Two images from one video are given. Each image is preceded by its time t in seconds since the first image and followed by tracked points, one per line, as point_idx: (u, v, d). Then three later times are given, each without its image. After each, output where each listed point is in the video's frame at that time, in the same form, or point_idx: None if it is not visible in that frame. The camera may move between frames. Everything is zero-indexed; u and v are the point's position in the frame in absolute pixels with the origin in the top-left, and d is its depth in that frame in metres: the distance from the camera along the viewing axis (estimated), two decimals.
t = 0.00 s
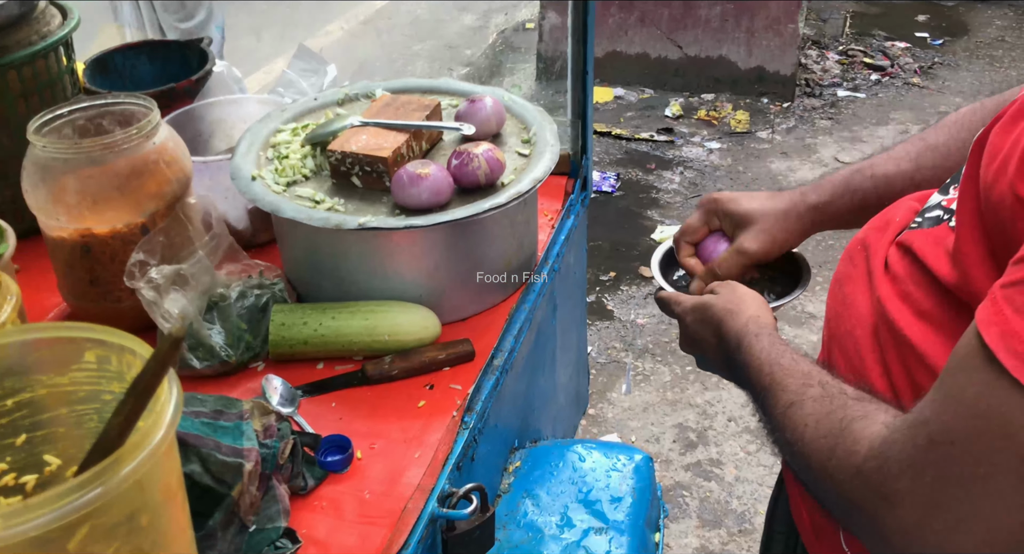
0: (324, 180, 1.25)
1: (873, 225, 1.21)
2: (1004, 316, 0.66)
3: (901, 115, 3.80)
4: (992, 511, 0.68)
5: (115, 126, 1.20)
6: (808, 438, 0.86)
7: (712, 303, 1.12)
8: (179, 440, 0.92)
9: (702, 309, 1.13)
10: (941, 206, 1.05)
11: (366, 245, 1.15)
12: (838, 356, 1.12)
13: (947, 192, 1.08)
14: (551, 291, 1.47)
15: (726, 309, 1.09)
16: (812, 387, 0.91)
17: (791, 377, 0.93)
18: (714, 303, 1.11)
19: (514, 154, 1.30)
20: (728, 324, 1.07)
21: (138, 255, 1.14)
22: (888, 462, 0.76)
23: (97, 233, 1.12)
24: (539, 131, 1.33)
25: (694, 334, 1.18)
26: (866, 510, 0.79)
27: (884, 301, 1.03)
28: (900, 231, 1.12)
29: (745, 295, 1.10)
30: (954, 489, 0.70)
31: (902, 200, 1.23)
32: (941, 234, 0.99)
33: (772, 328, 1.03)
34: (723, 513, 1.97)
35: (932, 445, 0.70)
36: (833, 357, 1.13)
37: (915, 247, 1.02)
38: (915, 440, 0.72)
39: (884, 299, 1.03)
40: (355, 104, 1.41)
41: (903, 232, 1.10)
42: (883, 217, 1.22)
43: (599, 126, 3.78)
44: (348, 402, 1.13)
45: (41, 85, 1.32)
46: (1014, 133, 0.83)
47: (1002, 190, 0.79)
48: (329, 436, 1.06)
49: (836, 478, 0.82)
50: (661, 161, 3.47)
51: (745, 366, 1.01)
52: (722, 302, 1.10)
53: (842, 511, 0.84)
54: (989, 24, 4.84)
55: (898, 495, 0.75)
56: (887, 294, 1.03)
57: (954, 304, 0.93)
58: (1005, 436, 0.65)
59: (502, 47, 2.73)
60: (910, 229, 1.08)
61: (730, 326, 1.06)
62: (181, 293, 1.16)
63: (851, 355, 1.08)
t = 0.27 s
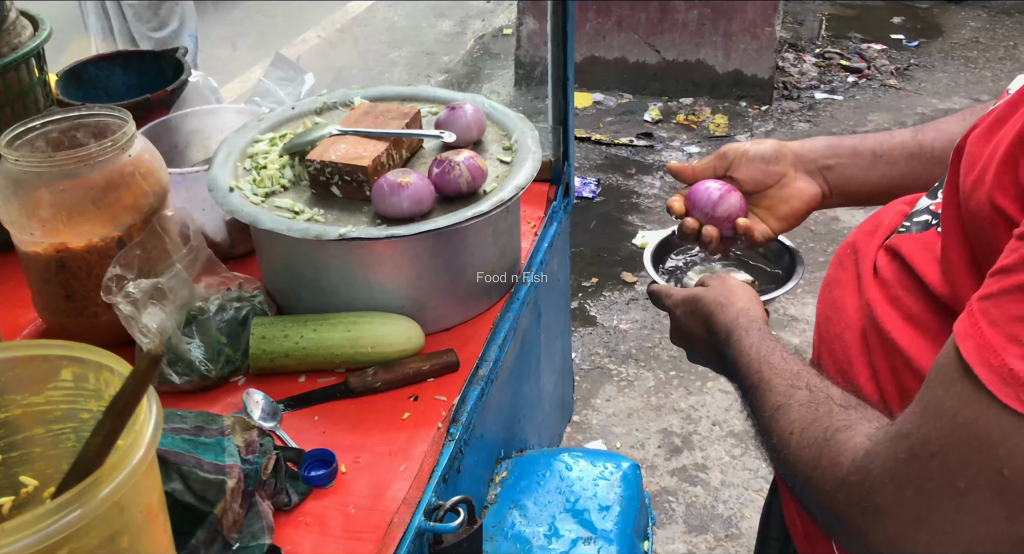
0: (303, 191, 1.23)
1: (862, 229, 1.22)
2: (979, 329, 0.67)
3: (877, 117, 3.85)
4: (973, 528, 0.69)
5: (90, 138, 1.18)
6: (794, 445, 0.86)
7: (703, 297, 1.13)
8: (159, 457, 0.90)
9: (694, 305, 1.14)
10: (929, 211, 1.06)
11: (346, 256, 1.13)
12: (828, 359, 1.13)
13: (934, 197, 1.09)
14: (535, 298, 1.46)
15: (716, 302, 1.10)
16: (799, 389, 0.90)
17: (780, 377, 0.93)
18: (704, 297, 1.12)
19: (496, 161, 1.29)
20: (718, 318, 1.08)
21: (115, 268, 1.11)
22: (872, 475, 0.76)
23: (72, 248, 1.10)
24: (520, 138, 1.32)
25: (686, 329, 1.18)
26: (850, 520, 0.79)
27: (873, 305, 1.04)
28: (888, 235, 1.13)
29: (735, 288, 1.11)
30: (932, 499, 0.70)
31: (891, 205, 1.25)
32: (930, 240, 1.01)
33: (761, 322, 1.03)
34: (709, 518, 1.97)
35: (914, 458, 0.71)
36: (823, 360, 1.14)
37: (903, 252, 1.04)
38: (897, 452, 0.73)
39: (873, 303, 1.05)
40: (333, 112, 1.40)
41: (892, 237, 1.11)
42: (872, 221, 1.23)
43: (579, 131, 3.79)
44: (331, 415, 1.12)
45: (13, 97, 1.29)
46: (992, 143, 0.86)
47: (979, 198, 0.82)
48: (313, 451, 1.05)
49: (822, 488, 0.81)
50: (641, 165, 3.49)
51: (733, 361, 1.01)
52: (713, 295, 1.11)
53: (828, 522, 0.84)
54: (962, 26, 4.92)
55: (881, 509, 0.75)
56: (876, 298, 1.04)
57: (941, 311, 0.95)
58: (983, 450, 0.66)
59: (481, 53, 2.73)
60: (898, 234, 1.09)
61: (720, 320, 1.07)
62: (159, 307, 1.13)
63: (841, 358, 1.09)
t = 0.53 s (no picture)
0: (289, 198, 1.23)
1: (849, 232, 1.24)
2: (963, 344, 0.68)
3: (858, 116, 3.89)
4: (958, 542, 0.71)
5: (73, 147, 1.17)
6: (783, 458, 0.87)
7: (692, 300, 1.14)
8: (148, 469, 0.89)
9: (683, 308, 1.15)
10: (914, 215, 1.09)
11: (334, 263, 1.13)
12: (814, 363, 1.14)
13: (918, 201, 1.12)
14: (523, 302, 1.47)
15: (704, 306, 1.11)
16: (786, 399, 0.91)
17: (766, 386, 0.93)
18: (694, 300, 1.14)
19: (483, 166, 1.29)
20: (707, 322, 1.09)
21: (100, 278, 1.10)
22: (859, 492, 0.77)
23: (57, 258, 1.08)
24: (506, 142, 1.33)
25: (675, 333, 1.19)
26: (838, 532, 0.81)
27: (858, 309, 1.06)
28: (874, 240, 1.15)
29: (724, 293, 1.12)
30: (920, 515, 0.72)
31: (875, 210, 1.27)
32: (915, 245, 1.03)
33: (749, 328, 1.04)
34: (697, 519, 1.99)
35: (901, 475, 0.72)
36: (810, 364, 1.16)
37: (888, 256, 1.06)
38: (884, 469, 0.74)
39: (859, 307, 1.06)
40: (318, 118, 1.40)
41: (877, 242, 1.13)
42: (858, 225, 1.25)
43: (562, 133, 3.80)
44: (320, 423, 1.11)
45: None
46: (971, 153, 0.88)
47: (960, 208, 0.84)
48: (303, 459, 1.04)
49: (811, 503, 0.83)
50: (625, 167, 3.51)
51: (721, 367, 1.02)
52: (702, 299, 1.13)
53: (818, 536, 0.85)
54: (940, 25, 4.99)
55: (870, 524, 0.77)
56: (862, 302, 1.06)
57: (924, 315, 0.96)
58: (969, 466, 0.67)
59: (465, 56, 2.72)
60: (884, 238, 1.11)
61: (708, 324, 1.08)
62: (145, 317, 1.13)
63: (826, 363, 1.11)
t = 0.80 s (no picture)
0: (279, 200, 1.22)
1: (842, 233, 1.25)
2: (958, 350, 0.69)
3: (847, 116, 3.91)
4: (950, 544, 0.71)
5: (60, 150, 1.16)
6: (777, 462, 0.87)
7: (690, 301, 1.14)
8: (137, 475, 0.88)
9: (681, 308, 1.15)
10: (908, 215, 1.09)
11: (325, 266, 1.12)
12: (809, 364, 1.15)
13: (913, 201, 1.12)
14: (515, 304, 1.46)
15: (701, 306, 1.11)
16: (781, 402, 0.91)
17: (762, 389, 0.93)
18: (691, 300, 1.13)
19: (474, 168, 1.29)
20: (703, 324, 1.09)
21: (88, 282, 1.09)
22: (853, 498, 0.78)
23: (44, 262, 1.07)
24: (497, 143, 1.32)
25: (673, 333, 1.19)
26: (832, 539, 0.82)
27: (853, 309, 1.06)
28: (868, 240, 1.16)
29: (721, 293, 1.12)
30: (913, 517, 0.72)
31: (868, 210, 1.28)
32: (909, 245, 1.03)
33: (746, 328, 1.04)
34: (690, 519, 1.99)
35: (895, 479, 0.73)
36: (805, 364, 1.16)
37: (882, 257, 1.06)
38: (878, 473, 0.75)
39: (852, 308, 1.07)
40: (308, 120, 1.39)
41: (871, 243, 1.14)
42: (851, 225, 1.26)
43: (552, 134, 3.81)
44: (312, 427, 1.11)
45: None
46: (967, 154, 0.88)
47: (956, 210, 0.84)
48: (295, 464, 1.03)
49: (806, 507, 0.83)
50: (615, 168, 3.51)
51: (717, 368, 1.02)
52: (698, 301, 1.12)
53: (813, 542, 0.86)
54: (928, 24, 5.02)
55: (864, 529, 0.77)
56: (856, 303, 1.06)
57: (919, 315, 0.97)
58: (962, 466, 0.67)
59: (454, 56, 2.71)
60: (878, 240, 1.12)
61: (705, 325, 1.08)
62: (135, 320, 1.11)
63: (821, 365, 1.11)
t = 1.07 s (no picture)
0: (273, 204, 1.22)
1: (838, 235, 1.25)
2: (964, 358, 0.69)
3: (841, 117, 3.92)
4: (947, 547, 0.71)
5: (53, 154, 1.15)
6: (777, 473, 0.87)
7: (688, 318, 1.14)
8: (131, 480, 0.88)
9: (680, 324, 1.16)
10: (906, 218, 1.09)
11: (319, 269, 1.12)
12: (808, 367, 1.15)
13: (910, 203, 1.12)
14: (510, 307, 1.47)
15: (700, 322, 1.11)
16: (780, 414, 0.91)
17: (761, 403, 0.93)
18: (689, 318, 1.14)
19: (468, 170, 1.29)
20: (702, 339, 1.09)
21: (81, 287, 1.09)
22: (854, 507, 0.78)
23: (37, 266, 1.07)
24: (491, 146, 1.33)
25: (672, 347, 1.19)
26: (832, 548, 0.82)
27: (851, 313, 1.06)
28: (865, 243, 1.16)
29: (717, 309, 1.12)
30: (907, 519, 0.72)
31: (863, 212, 1.28)
32: (907, 248, 1.03)
33: (745, 342, 1.04)
34: (686, 520, 1.99)
35: (897, 489, 0.73)
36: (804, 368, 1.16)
37: (881, 260, 1.06)
38: (880, 482, 0.75)
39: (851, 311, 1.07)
40: (302, 123, 1.39)
41: (868, 245, 1.14)
42: (847, 227, 1.26)
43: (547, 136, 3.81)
44: (306, 431, 1.11)
45: None
46: (969, 158, 0.89)
47: (959, 215, 0.84)
48: (288, 468, 1.03)
49: (806, 516, 0.83)
50: (610, 169, 3.51)
51: (718, 385, 1.02)
52: (696, 318, 1.13)
53: (814, 550, 0.86)
54: (922, 25, 5.04)
55: (859, 531, 0.78)
56: (855, 306, 1.07)
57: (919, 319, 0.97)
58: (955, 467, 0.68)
59: (449, 58, 2.71)
60: (876, 242, 1.12)
61: (704, 340, 1.08)
62: (128, 325, 1.11)
63: (821, 368, 1.11)
